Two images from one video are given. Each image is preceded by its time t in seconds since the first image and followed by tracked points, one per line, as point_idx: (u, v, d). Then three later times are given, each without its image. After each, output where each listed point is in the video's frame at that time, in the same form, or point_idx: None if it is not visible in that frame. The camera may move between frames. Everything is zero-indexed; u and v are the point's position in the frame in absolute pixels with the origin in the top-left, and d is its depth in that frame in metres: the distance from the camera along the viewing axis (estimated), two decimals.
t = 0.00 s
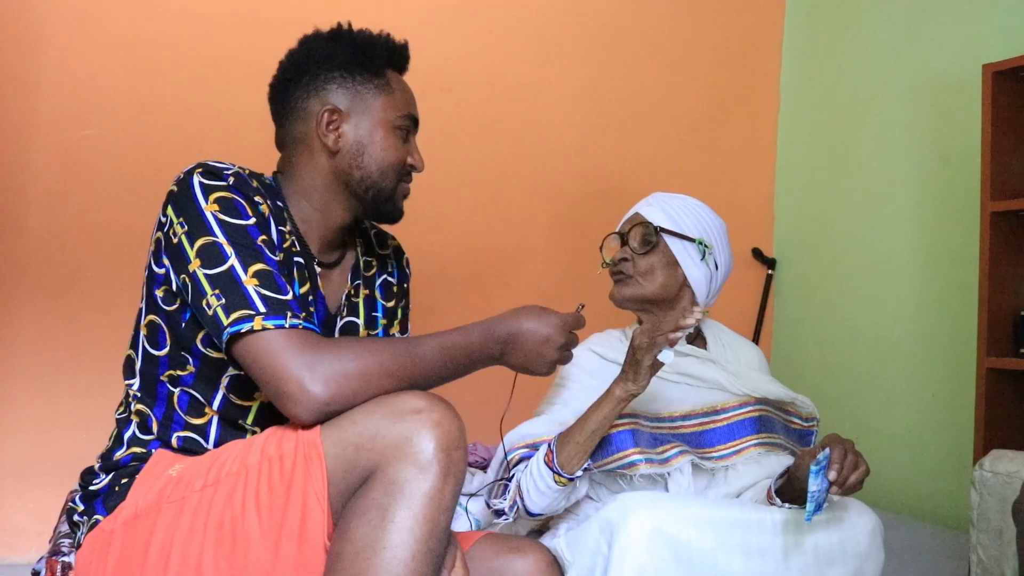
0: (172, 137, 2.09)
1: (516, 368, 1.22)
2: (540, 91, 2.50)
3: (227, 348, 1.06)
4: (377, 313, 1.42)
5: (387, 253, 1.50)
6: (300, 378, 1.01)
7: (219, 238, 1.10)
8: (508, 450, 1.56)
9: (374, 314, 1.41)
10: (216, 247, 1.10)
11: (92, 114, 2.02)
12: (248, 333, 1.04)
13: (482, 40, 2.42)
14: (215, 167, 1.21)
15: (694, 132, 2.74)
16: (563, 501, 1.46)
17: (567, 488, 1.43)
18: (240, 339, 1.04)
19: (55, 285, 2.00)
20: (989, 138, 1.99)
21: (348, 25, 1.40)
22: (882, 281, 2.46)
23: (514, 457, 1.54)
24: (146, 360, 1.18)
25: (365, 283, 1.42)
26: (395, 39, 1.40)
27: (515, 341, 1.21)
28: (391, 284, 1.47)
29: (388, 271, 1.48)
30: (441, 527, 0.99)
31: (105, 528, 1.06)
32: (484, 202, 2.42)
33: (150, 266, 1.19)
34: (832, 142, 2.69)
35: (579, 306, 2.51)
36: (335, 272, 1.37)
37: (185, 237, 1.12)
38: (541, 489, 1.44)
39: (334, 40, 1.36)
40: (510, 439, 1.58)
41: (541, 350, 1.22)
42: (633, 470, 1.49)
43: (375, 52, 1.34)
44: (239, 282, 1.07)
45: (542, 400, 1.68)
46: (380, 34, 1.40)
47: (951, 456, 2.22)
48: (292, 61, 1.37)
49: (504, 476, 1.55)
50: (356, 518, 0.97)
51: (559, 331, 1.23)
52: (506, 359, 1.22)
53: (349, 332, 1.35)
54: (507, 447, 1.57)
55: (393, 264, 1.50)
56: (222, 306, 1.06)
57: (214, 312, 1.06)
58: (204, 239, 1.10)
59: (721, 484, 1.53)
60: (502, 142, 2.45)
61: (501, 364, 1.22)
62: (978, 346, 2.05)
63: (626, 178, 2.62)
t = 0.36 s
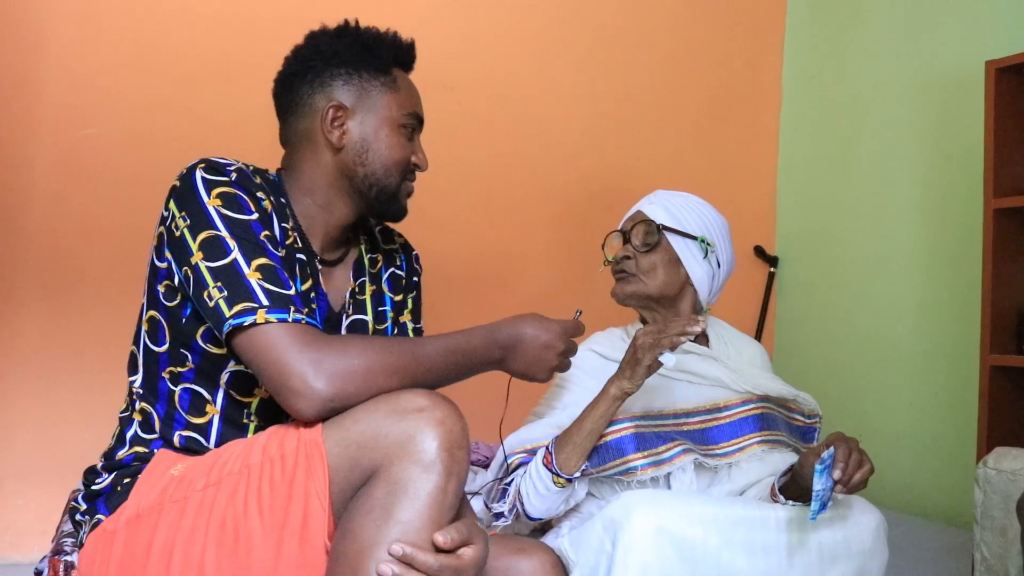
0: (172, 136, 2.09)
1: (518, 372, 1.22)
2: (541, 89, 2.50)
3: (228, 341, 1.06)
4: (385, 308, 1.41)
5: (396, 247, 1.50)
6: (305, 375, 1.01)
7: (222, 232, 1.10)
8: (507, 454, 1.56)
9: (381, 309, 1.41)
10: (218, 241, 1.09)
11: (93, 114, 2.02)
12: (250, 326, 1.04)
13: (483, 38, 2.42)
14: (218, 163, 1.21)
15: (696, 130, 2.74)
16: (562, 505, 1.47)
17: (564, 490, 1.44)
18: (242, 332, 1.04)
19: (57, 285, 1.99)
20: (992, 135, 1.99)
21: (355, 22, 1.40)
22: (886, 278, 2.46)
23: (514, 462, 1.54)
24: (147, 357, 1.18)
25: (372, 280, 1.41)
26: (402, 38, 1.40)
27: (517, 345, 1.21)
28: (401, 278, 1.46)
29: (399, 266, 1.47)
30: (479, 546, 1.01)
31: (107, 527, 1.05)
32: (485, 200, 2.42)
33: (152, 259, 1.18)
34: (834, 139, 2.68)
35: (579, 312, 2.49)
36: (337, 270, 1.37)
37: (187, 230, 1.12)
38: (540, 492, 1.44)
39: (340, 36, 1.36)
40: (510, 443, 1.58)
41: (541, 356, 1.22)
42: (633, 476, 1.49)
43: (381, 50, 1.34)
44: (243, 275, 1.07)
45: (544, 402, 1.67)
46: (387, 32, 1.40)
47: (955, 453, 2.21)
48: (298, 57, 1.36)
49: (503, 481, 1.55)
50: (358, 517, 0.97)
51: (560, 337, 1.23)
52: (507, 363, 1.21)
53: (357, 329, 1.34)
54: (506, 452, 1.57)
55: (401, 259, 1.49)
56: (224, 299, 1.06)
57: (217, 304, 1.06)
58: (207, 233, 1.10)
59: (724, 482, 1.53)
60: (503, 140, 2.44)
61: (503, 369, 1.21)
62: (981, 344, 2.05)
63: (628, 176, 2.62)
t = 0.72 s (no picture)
0: (174, 136, 2.09)
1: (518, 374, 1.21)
2: (542, 91, 2.50)
3: (226, 345, 1.06)
4: (382, 307, 1.41)
5: (392, 246, 1.50)
6: (304, 377, 1.01)
7: (218, 237, 1.11)
8: (508, 457, 1.57)
9: (378, 308, 1.41)
10: (215, 246, 1.10)
11: (95, 114, 2.03)
12: (249, 331, 1.03)
13: (485, 40, 2.42)
14: (212, 166, 1.21)
15: (697, 132, 2.74)
16: (565, 506, 1.47)
17: (566, 490, 1.44)
18: (242, 336, 1.04)
19: (58, 285, 2.00)
20: (993, 138, 1.99)
21: (352, 21, 1.40)
22: (886, 281, 2.46)
23: (516, 464, 1.54)
24: (143, 359, 1.18)
25: (370, 280, 1.42)
26: (400, 38, 1.40)
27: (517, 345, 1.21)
28: (399, 275, 1.46)
29: (396, 264, 1.47)
30: (471, 541, 0.97)
31: (105, 528, 1.05)
32: (486, 202, 2.42)
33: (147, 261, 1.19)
34: (835, 142, 2.68)
35: (578, 312, 2.49)
36: (333, 271, 1.37)
37: (182, 234, 1.12)
38: (542, 493, 1.44)
39: (338, 36, 1.35)
40: (510, 446, 1.58)
41: (542, 355, 1.22)
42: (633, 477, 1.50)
43: (378, 50, 1.34)
44: (240, 280, 1.07)
45: (543, 404, 1.67)
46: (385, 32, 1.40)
47: (955, 456, 2.22)
48: (295, 56, 1.36)
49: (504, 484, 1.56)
50: (360, 519, 0.97)
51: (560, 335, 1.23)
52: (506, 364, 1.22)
53: (353, 330, 1.34)
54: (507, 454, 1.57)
55: (400, 255, 1.49)
56: (223, 304, 1.06)
57: (215, 309, 1.06)
58: (203, 237, 1.11)
59: (725, 484, 1.53)
60: (504, 142, 2.45)
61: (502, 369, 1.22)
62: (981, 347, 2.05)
63: (628, 178, 2.62)
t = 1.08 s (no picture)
0: (176, 136, 2.10)
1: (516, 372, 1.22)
2: (544, 91, 2.50)
3: (222, 343, 1.06)
4: (379, 309, 1.42)
5: (390, 247, 1.50)
6: (298, 376, 1.02)
7: (217, 235, 1.11)
8: (503, 461, 1.56)
9: (375, 309, 1.41)
10: (213, 244, 1.10)
11: (97, 114, 2.03)
12: (244, 330, 1.04)
13: (487, 40, 2.42)
14: (212, 164, 1.21)
15: (698, 133, 2.74)
16: (557, 513, 1.48)
17: (555, 499, 1.45)
18: (237, 335, 1.05)
19: (60, 284, 2.00)
20: (994, 139, 1.99)
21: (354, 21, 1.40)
22: (888, 282, 2.46)
23: (506, 471, 1.54)
24: (142, 358, 1.19)
25: (367, 281, 1.42)
26: (402, 38, 1.40)
27: (514, 344, 1.21)
28: (396, 277, 1.47)
29: (394, 265, 1.48)
30: (476, 544, 1.02)
31: (104, 528, 1.06)
32: (487, 202, 2.42)
33: (147, 260, 1.19)
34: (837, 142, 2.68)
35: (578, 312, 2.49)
36: (333, 270, 1.37)
37: (182, 233, 1.13)
38: (532, 502, 1.45)
39: (339, 35, 1.35)
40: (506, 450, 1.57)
41: (539, 354, 1.22)
42: (626, 484, 1.50)
43: (380, 50, 1.34)
44: (237, 278, 1.07)
45: (538, 404, 1.68)
46: (386, 32, 1.40)
47: (956, 457, 2.21)
48: (296, 55, 1.36)
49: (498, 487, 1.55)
50: (359, 519, 0.97)
51: (557, 334, 1.23)
52: (504, 362, 1.22)
53: (349, 331, 1.34)
54: (500, 459, 1.57)
55: (396, 258, 1.49)
56: (219, 302, 1.06)
57: (211, 307, 1.06)
58: (201, 235, 1.11)
59: (724, 485, 1.54)
60: (505, 142, 2.45)
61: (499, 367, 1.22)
62: (982, 347, 2.04)
63: (630, 178, 2.62)
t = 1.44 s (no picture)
0: (177, 137, 2.10)
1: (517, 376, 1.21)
2: (544, 91, 2.50)
3: (219, 345, 1.07)
4: (376, 308, 1.42)
5: (387, 247, 1.50)
6: (295, 377, 1.02)
7: (214, 236, 1.11)
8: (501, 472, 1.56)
9: (372, 309, 1.41)
10: (210, 245, 1.10)
11: (98, 115, 2.03)
12: (242, 331, 1.04)
13: (487, 40, 2.42)
14: (209, 165, 1.22)
15: (698, 132, 2.74)
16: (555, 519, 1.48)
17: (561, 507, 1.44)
18: (234, 336, 1.05)
19: (61, 285, 2.01)
20: (995, 138, 1.98)
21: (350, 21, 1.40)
22: (889, 281, 2.45)
23: (505, 481, 1.55)
24: (142, 359, 1.19)
25: (364, 281, 1.42)
26: (398, 38, 1.40)
27: (513, 345, 1.21)
28: (393, 276, 1.47)
29: (391, 265, 1.48)
30: (476, 543, 1.03)
31: (104, 528, 1.06)
32: (488, 202, 2.42)
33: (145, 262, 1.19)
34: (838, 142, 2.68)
35: (578, 313, 2.49)
36: (331, 271, 1.37)
37: (179, 234, 1.13)
38: (536, 511, 1.44)
39: (335, 36, 1.36)
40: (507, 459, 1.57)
41: (539, 356, 1.22)
42: (621, 490, 1.51)
43: (375, 50, 1.34)
44: (233, 279, 1.07)
45: (534, 410, 1.68)
46: (382, 32, 1.40)
47: (956, 457, 2.21)
48: (292, 56, 1.36)
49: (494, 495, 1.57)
50: (360, 519, 0.97)
51: (557, 337, 1.22)
52: (503, 364, 1.22)
53: (347, 330, 1.34)
54: (496, 468, 1.57)
55: (393, 258, 1.49)
56: (216, 304, 1.06)
57: (208, 309, 1.06)
58: (198, 236, 1.11)
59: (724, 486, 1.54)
60: (506, 142, 2.45)
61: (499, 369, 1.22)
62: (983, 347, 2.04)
63: (631, 178, 2.62)
